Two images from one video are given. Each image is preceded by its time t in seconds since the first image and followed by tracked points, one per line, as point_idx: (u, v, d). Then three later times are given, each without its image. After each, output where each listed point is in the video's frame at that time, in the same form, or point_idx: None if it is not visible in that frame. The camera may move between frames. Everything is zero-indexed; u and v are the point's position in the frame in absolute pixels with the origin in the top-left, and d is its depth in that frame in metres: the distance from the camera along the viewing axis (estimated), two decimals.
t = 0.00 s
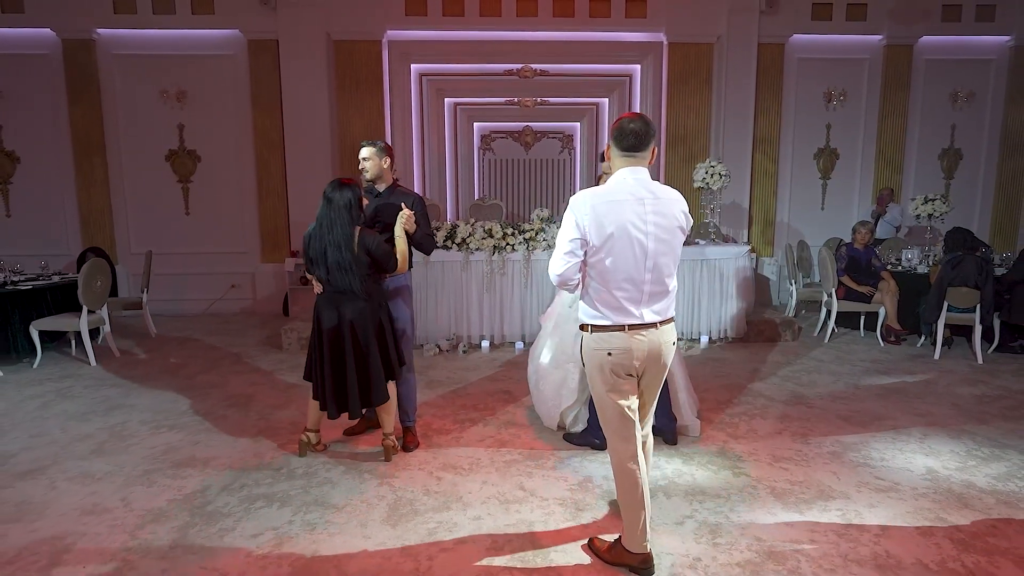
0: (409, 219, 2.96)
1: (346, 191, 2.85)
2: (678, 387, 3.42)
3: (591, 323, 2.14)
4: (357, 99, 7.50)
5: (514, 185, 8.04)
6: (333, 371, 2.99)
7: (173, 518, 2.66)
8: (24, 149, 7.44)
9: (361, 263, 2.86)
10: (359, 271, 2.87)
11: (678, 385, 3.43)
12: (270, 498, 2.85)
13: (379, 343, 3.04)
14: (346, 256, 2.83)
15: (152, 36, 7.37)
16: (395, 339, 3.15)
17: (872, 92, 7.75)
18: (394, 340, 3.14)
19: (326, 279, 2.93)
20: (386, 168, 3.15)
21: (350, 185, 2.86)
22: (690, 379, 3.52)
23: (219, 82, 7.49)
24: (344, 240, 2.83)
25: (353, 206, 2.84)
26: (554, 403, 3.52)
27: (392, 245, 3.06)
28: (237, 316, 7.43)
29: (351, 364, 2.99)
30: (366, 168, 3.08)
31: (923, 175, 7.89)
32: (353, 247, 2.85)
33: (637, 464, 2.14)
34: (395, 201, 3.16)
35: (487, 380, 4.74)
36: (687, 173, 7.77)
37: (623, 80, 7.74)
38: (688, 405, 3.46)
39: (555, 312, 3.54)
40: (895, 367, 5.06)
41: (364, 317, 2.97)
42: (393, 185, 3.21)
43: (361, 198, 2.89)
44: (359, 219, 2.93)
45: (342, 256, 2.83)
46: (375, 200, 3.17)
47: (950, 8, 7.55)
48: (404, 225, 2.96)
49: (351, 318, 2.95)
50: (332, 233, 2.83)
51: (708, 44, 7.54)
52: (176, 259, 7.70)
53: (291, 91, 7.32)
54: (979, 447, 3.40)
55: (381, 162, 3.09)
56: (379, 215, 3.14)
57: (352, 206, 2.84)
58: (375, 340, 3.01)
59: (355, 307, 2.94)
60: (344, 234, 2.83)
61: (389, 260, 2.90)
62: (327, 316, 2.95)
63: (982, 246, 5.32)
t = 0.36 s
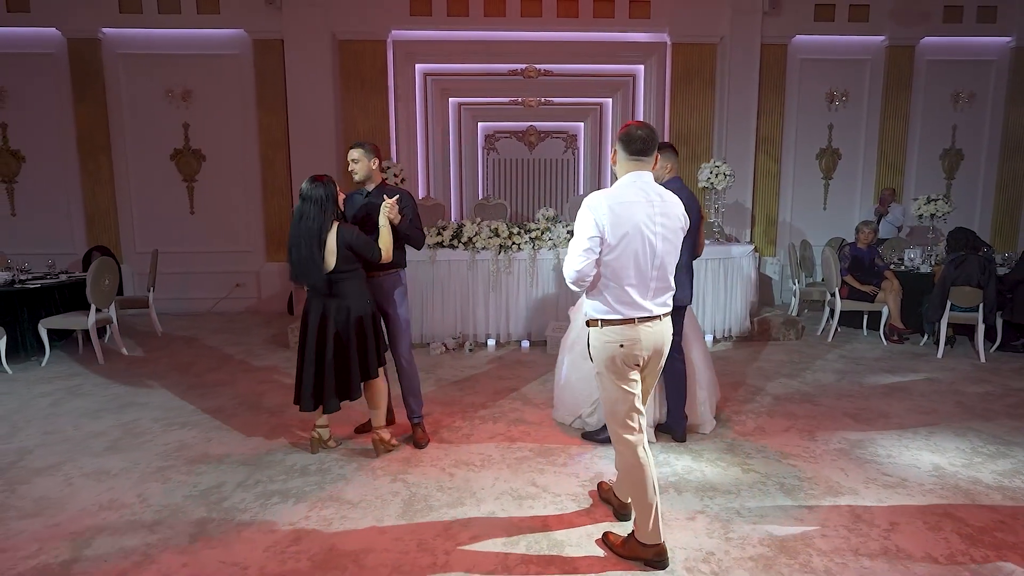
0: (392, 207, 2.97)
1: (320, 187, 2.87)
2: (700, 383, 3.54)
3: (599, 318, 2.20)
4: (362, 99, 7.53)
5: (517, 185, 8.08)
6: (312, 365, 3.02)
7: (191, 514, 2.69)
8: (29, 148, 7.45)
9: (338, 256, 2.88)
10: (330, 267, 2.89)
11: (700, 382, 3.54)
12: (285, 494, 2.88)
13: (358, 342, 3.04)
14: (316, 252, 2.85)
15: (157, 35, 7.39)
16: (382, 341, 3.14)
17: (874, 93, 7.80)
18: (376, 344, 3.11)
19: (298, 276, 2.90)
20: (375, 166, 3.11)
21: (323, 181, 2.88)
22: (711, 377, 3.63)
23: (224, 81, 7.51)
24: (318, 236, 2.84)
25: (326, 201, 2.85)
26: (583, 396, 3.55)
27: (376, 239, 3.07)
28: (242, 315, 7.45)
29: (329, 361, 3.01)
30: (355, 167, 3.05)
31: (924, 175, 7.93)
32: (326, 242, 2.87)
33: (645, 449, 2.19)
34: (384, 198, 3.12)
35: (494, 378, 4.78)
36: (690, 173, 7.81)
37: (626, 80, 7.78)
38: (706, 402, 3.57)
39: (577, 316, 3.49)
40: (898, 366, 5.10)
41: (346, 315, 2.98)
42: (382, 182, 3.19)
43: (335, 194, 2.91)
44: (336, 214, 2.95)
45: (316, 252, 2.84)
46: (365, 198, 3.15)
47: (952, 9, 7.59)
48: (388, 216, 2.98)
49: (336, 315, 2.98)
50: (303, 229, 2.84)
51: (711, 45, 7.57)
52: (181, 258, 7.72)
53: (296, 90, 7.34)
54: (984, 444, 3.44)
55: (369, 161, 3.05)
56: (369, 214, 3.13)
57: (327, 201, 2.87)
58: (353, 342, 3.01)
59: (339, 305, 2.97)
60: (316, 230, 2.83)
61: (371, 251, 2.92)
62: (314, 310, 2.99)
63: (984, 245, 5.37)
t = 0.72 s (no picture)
0: (396, 207, 2.88)
1: (326, 184, 2.92)
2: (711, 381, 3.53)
3: (614, 306, 2.28)
4: (367, 98, 7.55)
5: (521, 184, 8.10)
6: (315, 355, 3.05)
7: (209, 508, 2.71)
8: (35, 147, 7.47)
9: (340, 252, 2.91)
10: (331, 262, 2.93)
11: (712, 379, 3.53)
12: (301, 488, 2.91)
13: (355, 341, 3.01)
14: (322, 248, 2.90)
15: (162, 35, 7.41)
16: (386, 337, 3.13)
17: (876, 92, 7.83)
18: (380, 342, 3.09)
19: (295, 275, 2.96)
20: (383, 165, 3.12)
21: (329, 178, 2.92)
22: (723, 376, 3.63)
23: (229, 81, 7.53)
24: (321, 232, 2.88)
25: (330, 198, 2.89)
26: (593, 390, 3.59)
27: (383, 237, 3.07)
28: (248, 314, 7.47)
29: (331, 353, 3.01)
30: (362, 167, 3.06)
31: (927, 174, 7.97)
32: (328, 237, 2.89)
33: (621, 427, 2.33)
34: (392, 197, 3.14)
35: (503, 376, 4.80)
36: (693, 172, 7.84)
37: (630, 80, 7.81)
38: (716, 401, 3.54)
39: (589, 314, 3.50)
40: (903, 363, 5.13)
41: (351, 310, 2.98)
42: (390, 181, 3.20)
43: (340, 191, 2.94)
44: (342, 211, 2.99)
45: (319, 246, 2.90)
46: (371, 196, 3.17)
47: (953, 9, 7.63)
48: (393, 215, 2.90)
49: (340, 309, 2.98)
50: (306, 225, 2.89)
51: (714, 45, 7.60)
52: (186, 257, 7.74)
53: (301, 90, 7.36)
54: (991, 440, 3.47)
55: (377, 161, 3.08)
56: (376, 213, 3.15)
57: (332, 197, 2.91)
58: (356, 337, 3.00)
59: (343, 299, 2.98)
60: (320, 226, 2.88)
61: (371, 248, 2.91)
62: (321, 303, 3.02)
63: (988, 243, 5.41)
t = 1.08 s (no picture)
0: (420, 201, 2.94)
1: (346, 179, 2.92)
2: (712, 375, 3.57)
3: (609, 294, 2.33)
4: (369, 97, 7.56)
5: (523, 182, 8.13)
6: (337, 353, 3.05)
7: (221, 501, 2.73)
8: (37, 146, 7.47)
9: (360, 246, 2.92)
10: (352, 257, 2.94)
11: (711, 373, 3.57)
12: (311, 482, 2.93)
13: (381, 335, 3.03)
14: (345, 243, 2.90)
15: (164, 34, 7.41)
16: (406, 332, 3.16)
17: (876, 91, 7.87)
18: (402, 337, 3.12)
19: (318, 271, 2.91)
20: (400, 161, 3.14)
21: (348, 174, 2.91)
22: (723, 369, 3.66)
23: (232, 80, 7.54)
24: (342, 227, 2.88)
25: (350, 192, 2.88)
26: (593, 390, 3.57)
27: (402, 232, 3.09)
28: (250, 312, 7.48)
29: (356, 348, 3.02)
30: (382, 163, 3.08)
31: (926, 172, 8.01)
32: (349, 232, 2.90)
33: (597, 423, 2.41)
34: (408, 193, 3.17)
35: (507, 372, 4.83)
36: (694, 170, 7.87)
37: (631, 78, 7.83)
38: (716, 394, 3.57)
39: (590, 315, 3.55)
40: (905, 359, 5.16)
41: (374, 307, 2.99)
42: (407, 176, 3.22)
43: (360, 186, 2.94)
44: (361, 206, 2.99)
45: (340, 241, 2.89)
46: (388, 192, 3.20)
47: (952, 8, 7.67)
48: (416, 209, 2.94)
49: (363, 305, 2.99)
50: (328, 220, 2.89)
51: (715, 43, 7.63)
52: (189, 256, 7.74)
53: (303, 89, 7.37)
54: (993, 433, 3.50)
55: (396, 157, 3.10)
56: (394, 207, 3.19)
57: (353, 193, 2.90)
58: (379, 333, 3.02)
59: (365, 295, 2.98)
60: (341, 221, 2.87)
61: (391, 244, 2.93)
62: (342, 299, 3.03)
63: (988, 240, 5.45)
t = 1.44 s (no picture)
0: (441, 204, 2.91)
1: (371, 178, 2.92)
2: (699, 369, 3.56)
3: (558, 292, 2.39)
4: (369, 95, 7.57)
5: (523, 180, 8.14)
6: (364, 355, 3.05)
7: (225, 496, 2.74)
8: (37, 144, 7.46)
9: (380, 246, 2.91)
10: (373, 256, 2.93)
11: (694, 366, 3.55)
12: (314, 477, 2.94)
13: (404, 333, 3.06)
14: (366, 243, 2.90)
15: (164, 32, 7.41)
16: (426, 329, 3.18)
17: (875, 90, 7.90)
18: (424, 334, 3.15)
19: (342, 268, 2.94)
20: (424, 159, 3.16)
21: (374, 171, 2.92)
22: (708, 361, 3.65)
23: (232, 78, 7.54)
24: (364, 225, 2.89)
25: (373, 192, 2.89)
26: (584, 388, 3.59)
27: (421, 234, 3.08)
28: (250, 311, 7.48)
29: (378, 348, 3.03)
30: (407, 161, 3.11)
31: (925, 171, 8.04)
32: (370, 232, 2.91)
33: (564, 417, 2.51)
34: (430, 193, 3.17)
35: (508, 369, 4.84)
36: (693, 169, 7.89)
37: (630, 77, 7.84)
38: (703, 386, 3.57)
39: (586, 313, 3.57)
40: (904, 356, 5.19)
41: (393, 305, 3.00)
42: (431, 174, 3.24)
43: (383, 184, 2.94)
44: (383, 205, 2.99)
45: (362, 239, 2.89)
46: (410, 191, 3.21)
47: (950, 7, 7.70)
48: (436, 214, 2.91)
49: (384, 304, 3.00)
50: (350, 217, 2.90)
51: (715, 42, 7.65)
52: (189, 255, 7.74)
53: (304, 87, 7.38)
54: (992, 428, 3.53)
55: (419, 155, 3.12)
56: (415, 205, 3.21)
57: (378, 191, 2.91)
58: (401, 332, 3.04)
59: (384, 294, 2.99)
60: (363, 219, 2.89)
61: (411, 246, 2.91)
62: (360, 301, 3.03)
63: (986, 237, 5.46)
